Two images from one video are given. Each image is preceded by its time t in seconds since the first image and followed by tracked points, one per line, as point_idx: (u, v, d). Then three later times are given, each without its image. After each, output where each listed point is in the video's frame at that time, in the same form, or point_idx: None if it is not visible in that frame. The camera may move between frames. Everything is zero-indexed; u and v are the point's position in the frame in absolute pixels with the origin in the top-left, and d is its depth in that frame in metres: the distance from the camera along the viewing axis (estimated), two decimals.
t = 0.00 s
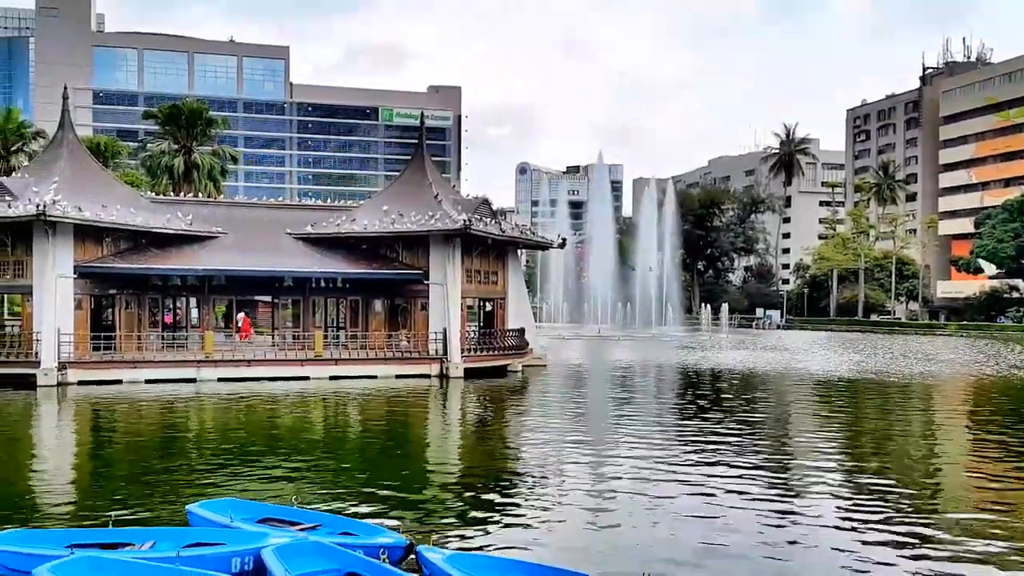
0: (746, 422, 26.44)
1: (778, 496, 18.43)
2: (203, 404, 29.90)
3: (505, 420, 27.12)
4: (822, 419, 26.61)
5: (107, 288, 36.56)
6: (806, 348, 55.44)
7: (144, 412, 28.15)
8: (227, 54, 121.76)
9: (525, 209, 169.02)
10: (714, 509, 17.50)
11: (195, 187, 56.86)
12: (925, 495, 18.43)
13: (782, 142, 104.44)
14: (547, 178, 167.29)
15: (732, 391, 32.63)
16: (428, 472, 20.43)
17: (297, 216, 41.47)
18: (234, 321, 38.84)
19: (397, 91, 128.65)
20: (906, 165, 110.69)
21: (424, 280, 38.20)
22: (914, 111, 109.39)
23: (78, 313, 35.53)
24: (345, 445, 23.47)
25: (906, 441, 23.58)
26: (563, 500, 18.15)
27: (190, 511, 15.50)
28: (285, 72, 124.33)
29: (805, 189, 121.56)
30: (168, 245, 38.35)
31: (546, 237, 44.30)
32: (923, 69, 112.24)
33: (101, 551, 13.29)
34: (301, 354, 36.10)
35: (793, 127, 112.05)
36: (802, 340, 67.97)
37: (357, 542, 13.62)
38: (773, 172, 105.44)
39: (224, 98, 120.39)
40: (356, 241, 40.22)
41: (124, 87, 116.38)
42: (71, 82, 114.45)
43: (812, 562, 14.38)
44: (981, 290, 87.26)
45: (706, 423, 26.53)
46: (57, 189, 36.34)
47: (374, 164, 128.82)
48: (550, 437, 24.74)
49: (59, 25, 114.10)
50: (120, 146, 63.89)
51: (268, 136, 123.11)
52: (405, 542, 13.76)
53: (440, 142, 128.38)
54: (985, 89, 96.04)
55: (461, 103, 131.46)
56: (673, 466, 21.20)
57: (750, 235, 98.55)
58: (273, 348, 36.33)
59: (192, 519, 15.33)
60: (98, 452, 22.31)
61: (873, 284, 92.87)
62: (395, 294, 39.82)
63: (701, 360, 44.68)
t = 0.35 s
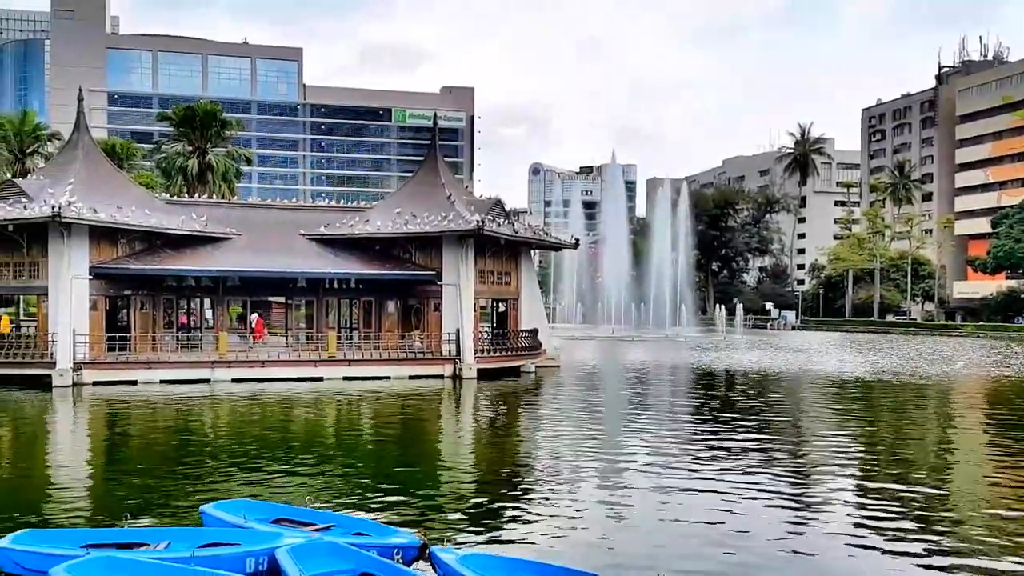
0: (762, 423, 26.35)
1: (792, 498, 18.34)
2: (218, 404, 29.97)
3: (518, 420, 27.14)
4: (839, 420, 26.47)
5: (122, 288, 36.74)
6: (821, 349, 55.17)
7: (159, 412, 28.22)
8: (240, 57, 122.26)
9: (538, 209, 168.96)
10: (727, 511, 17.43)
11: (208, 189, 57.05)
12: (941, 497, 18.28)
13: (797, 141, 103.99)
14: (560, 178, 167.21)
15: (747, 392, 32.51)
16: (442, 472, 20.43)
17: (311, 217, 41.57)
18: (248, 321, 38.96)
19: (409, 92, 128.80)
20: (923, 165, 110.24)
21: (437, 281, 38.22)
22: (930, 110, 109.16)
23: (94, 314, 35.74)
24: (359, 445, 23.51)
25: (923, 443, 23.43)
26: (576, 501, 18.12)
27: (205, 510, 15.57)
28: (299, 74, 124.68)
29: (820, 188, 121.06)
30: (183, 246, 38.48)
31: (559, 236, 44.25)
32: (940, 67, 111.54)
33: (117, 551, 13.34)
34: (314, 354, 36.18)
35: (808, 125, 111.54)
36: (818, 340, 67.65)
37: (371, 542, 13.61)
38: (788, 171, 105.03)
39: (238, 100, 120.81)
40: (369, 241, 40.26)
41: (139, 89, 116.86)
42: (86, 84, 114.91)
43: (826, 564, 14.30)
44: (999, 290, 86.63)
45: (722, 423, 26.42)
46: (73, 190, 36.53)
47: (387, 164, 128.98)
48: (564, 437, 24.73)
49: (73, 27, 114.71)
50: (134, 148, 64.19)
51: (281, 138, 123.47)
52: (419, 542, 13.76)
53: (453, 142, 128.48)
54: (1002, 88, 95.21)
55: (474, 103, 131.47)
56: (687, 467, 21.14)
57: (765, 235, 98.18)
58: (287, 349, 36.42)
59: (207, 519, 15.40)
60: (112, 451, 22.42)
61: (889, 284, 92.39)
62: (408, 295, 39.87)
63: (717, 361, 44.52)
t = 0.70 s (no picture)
0: (779, 425, 25.98)
1: (809, 500, 18.06)
2: (232, 403, 29.84)
3: (532, 421, 26.92)
4: (859, 422, 26.11)
5: (139, 288, 36.70)
6: (839, 350, 54.69)
7: (173, 412, 28.04)
8: (255, 58, 122.61)
9: (551, 209, 168.77)
10: (744, 512, 17.17)
11: (224, 190, 57.03)
12: (963, 500, 17.95)
13: (814, 140, 103.25)
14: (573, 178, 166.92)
15: (764, 393, 32.17)
16: (456, 472, 20.23)
17: (324, 217, 41.47)
18: (263, 321, 38.89)
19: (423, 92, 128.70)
20: (941, 164, 109.43)
21: (450, 281, 38.01)
22: (948, 108, 108.30)
23: (111, 314, 35.53)
24: (373, 446, 23.32)
25: (944, 445, 23.07)
26: (591, 502, 17.87)
27: (218, 509, 15.43)
28: (313, 75, 124.82)
29: (836, 188, 120.32)
30: (198, 247, 38.42)
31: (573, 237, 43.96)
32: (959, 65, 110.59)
33: (132, 549, 13.20)
34: (328, 354, 36.05)
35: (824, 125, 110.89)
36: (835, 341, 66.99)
37: (384, 542, 13.42)
38: (805, 170, 104.41)
39: (252, 101, 121.08)
40: (382, 241, 40.11)
41: (155, 91, 117.32)
42: (102, 86, 115.35)
43: (846, 567, 14.04)
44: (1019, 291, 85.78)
45: (738, 425, 26.10)
46: (89, 191, 36.52)
47: (400, 165, 128.88)
48: (579, 438, 24.49)
49: (89, 29, 115.22)
50: (150, 149, 64.27)
51: (295, 139, 123.72)
52: (432, 543, 13.51)
53: (466, 143, 128.33)
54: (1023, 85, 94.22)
55: (487, 103, 131.26)
56: (703, 469, 20.85)
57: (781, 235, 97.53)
58: (300, 348, 36.32)
59: (221, 517, 15.27)
60: (128, 450, 22.34)
61: (907, 285, 91.69)
62: (421, 295, 39.70)
63: (733, 362, 44.09)
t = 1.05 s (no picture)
0: (795, 424, 25.83)
1: (826, 500, 17.96)
2: (246, 403, 29.88)
3: (546, 420, 26.88)
4: (875, 422, 25.93)
5: (154, 288, 36.85)
6: (856, 348, 54.36)
7: (188, 412, 28.06)
8: (269, 59, 122.89)
9: (565, 208, 168.63)
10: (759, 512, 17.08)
11: (238, 191, 57.20)
12: (982, 499, 17.80)
13: (830, 137, 102.34)
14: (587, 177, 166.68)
15: (780, 392, 32.02)
16: (471, 472, 20.21)
17: (338, 218, 41.56)
18: (277, 321, 39.00)
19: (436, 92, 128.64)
20: (958, 162, 108.67)
21: (464, 281, 37.96)
22: (965, 105, 107.52)
23: (126, 314, 35.71)
24: (387, 446, 23.31)
25: (962, 444, 22.88)
26: (606, 501, 17.80)
27: (233, 508, 15.44)
28: (326, 75, 124.97)
29: (852, 185, 119.67)
30: (213, 247, 38.57)
31: (588, 236, 43.88)
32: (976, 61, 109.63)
33: (148, 548, 13.22)
34: (342, 354, 36.08)
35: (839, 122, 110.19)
36: (851, 339, 66.46)
37: (398, 542, 13.38)
38: (820, 168, 103.91)
39: (267, 102, 121.45)
40: (395, 241, 40.11)
41: (170, 93, 117.89)
42: (118, 88, 115.92)
43: (864, 566, 13.96)
44: None
45: (754, 424, 25.98)
46: (105, 193, 36.70)
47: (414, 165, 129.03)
48: (594, 437, 24.42)
49: (104, 31, 115.82)
50: (165, 151, 64.57)
51: (309, 140, 124.10)
52: (447, 542, 13.49)
53: (479, 142, 128.33)
54: None
55: (500, 102, 131.19)
56: (718, 468, 20.75)
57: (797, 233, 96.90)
58: (314, 348, 36.36)
59: (235, 516, 15.28)
60: (143, 450, 22.45)
61: (924, 283, 91.11)
62: (435, 295, 39.69)
63: (749, 361, 43.87)
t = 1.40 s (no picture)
0: (815, 425, 25.75)
1: (844, 501, 17.94)
2: (266, 403, 30.13)
3: (563, 421, 26.95)
4: (895, 423, 25.83)
5: (174, 288, 37.16)
6: (876, 349, 54.04)
7: (209, 412, 28.29)
8: (289, 61, 122.59)
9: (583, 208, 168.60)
10: (776, 513, 17.09)
11: (258, 191, 57.63)
12: (1002, 501, 17.72)
13: (849, 137, 102.30)
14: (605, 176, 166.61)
15: (799, 393, 31.92)
16: (488, 472, 20.31)
17: (357, 218, 41.78)
18: (296, 321, 39.25)
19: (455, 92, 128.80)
20: (980, 161, 107.80)
21: (482, 281, 38.07)
22: (987, 105, 106.59)
23: (146, 314, 36.04)
24: (405, 445, 23.44)
25: (983, 446, 22.76)
26: (623, 502, 17.86)
27: (252, 509, 15.61)
28: (346, 75, 124.75)
29: (873, 185, 118.98)
30: (232, 247, 38.86)
31: (607, 236, 43.89)
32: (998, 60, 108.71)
33: (170, 548, 13.40)
34: (360, 354, 36.26)
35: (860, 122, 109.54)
36: (871, 340, 66.10)
37: (417, 542, 13.49)
38: (840, 168, 103.43)
39: (287, 103, 122.13)
40: (414, 241, 40.29)
41: (190, 93, 118.57)
42: (140, 89, 116.92)
43: (880, 568, 13.97)
44: None
45: (773, 425, 25.93)
46: (126, 193, 37.04)
47: (432, 164, 129.47)
48: (612, 438, 24.48)
49: (127, 32, 116.90)
50: (186, 151, 65.05)
51: (329, 140, 124.98)
52: (465, 543, 13.58)
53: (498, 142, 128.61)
54: None
55: (519, 102, 131.19)
56: (735, 469, 20.75)
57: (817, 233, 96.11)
58: (333, 348, 36.56)
59: (254, 517, 15.46)
60: (164, 449, 22.69)
61: (946, 283, 90.42)
62: (454, 295, 39.80)
63: (768, 362, 43.74)
